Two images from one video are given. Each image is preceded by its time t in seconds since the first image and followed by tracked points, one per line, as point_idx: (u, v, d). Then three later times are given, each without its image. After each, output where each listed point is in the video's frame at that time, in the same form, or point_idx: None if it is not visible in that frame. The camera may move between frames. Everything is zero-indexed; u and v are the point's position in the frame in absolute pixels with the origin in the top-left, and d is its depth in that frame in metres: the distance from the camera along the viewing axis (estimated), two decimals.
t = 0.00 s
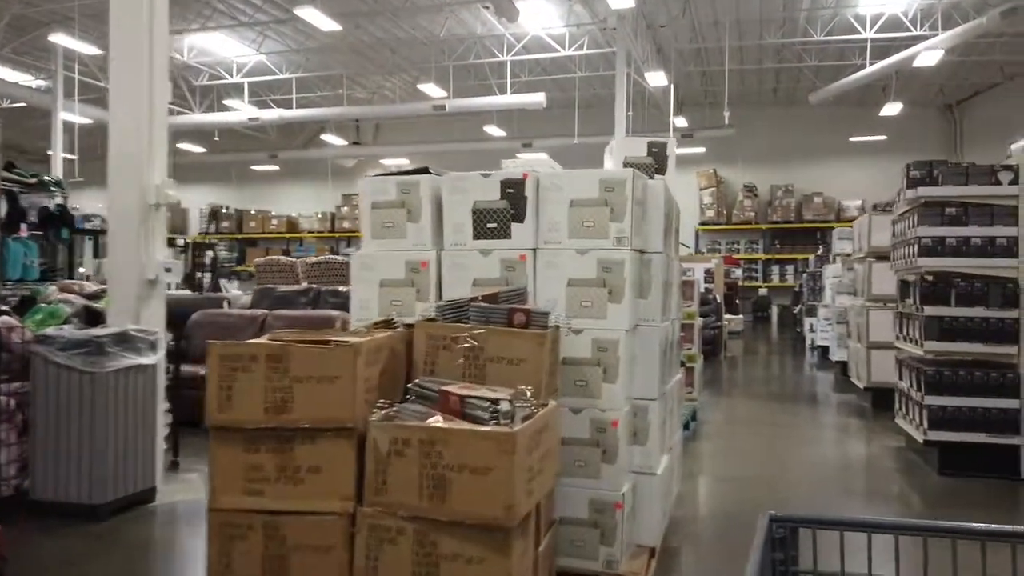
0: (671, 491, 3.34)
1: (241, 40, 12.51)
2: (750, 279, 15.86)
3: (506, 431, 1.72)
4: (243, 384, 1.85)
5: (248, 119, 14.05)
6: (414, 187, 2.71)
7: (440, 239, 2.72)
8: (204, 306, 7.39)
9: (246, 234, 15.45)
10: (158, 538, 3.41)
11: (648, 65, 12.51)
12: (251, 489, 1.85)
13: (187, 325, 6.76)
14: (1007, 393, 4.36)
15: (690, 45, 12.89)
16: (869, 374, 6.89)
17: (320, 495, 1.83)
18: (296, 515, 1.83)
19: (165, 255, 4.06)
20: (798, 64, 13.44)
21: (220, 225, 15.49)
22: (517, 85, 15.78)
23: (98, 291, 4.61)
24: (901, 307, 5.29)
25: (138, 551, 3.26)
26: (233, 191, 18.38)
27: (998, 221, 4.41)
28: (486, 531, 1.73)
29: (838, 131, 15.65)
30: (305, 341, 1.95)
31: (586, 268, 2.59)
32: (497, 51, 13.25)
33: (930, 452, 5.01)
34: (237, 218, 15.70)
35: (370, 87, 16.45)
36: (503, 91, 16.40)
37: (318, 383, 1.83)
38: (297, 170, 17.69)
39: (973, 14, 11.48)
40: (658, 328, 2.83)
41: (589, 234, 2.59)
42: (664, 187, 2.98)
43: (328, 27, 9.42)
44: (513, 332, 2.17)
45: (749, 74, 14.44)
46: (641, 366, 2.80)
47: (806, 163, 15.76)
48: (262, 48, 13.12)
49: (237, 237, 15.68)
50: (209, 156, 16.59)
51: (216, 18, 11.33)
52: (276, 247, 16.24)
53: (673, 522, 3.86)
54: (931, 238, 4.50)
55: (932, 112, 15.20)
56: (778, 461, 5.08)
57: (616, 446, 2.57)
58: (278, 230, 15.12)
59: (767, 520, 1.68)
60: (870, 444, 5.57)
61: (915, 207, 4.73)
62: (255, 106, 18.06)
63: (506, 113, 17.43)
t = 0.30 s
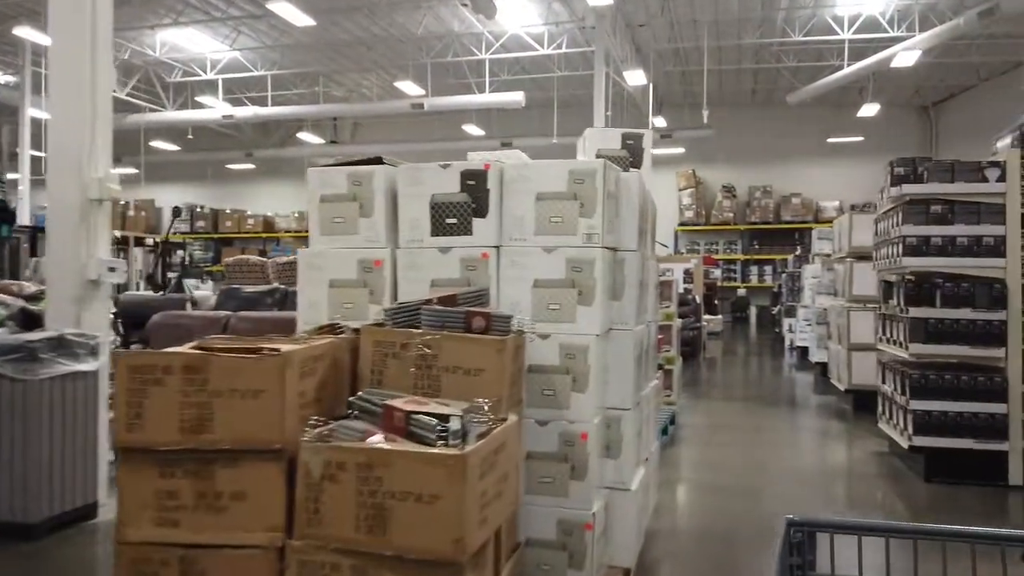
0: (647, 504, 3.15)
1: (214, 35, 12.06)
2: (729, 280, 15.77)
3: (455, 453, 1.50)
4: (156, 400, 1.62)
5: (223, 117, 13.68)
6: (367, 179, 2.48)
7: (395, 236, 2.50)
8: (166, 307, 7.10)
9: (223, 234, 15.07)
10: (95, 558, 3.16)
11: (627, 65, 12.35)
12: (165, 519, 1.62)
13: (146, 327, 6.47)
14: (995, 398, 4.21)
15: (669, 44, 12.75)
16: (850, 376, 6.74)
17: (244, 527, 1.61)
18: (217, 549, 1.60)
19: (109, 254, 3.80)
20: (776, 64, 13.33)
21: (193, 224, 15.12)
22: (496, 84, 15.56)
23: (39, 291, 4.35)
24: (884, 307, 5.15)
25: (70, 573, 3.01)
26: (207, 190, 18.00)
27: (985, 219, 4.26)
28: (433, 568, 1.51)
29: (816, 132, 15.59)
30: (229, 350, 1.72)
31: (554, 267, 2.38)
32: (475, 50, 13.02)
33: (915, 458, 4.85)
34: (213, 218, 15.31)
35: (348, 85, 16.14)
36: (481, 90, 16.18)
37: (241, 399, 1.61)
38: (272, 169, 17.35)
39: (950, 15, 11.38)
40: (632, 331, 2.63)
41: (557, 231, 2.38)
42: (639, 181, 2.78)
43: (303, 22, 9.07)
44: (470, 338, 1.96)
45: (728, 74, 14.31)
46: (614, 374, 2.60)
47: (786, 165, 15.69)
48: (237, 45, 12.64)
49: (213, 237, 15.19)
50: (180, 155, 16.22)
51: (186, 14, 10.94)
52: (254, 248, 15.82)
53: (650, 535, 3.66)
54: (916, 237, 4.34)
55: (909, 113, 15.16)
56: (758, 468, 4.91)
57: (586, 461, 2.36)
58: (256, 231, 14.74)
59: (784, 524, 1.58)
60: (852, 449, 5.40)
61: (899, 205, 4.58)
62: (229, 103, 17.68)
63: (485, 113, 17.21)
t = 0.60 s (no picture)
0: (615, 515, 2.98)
1: (186, 31, 11.61)
2: (704, 280, 15.72)
3: (388, 475, 1.33)
4: (48, 414, 1.43)
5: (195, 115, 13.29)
6: (311, 169, 2.28)
7: (342, 231, 2.31)
8: (124, 308, 6.80)
9: (196, 234, 14.40)
10: None
11: (603, 66, 12.21)
12: (57, 550, 1.42)
13: (101, 329, 6.18)
14: (974, 400, 4.10)
15: (645, 45, 12.64)
16: (824, 378, 6.64)
17: (149, 559, 1.41)
18: None
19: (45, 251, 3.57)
20: (752, 66, 13.26)
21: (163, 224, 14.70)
22: (471, 84, 15.35)
23: None
24: (859, 308, 5.04)
25: None
26: (176, 189, 17.58)
27: (963, 216, 4.16)
28: None
29: (790, 133, 15.59)
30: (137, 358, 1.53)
31: (513, 264, 2.20)
32: (451, 48, 12.80)
33: (890, 463, 4.73)
34: (186, 217, 14.62)
35: (323, 83, 15.80)
36: (456, 89, 15.98)
37: (144, 413, 1.42)
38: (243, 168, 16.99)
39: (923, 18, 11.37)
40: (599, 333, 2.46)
41: (516, 225, 2.19)
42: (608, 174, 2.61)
43: (273, 17, 8.75)
44: (415, 343, 1.77)
45: (703, 75, 14.23)
46: (580, 379, 2.42)
47: (761, 167, 15.67)
48: (208, 41, 12.30)
49: (186, 237, 14.45)
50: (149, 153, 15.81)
51: (154, 10, 10.57)
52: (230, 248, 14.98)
53: (619, 547, 3.49)
54: (894, 236, 4.21)
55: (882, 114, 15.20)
56: (734, 474, 4.76)
57: (548, 473, 2.18)
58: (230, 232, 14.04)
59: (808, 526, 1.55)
60: (827, 453, 5.29)
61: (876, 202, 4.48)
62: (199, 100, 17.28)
63: (460, 112, 17.01)
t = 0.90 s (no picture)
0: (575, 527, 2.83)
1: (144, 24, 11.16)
2: (671, 281, 15.72)
3: (297, 504, 1.15)
4: None
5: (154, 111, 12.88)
6: (239, 158, 2.09)
7: (274, 226, 2.12)
8: (68, 309, 6.49)
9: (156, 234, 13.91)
10: None
11: (570, 66, 12.10)
12: None
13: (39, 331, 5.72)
14: (943, 403, 4.03)
15: (612, 45, 12.56)
16: (790, 380, 6.57)
17: None
18: None
19: None
20: (718, 67, 13.26)
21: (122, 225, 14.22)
22: (438, 82, 15.14)
23: None
24: (825, 308, 4.96)
25: None
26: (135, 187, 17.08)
27: (929, 216, 4.08)
28: None
29: (755, 135, 15.65)
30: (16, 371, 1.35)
31: (460, 263, 2.03)
32: (417, 46, 12.58)
33: (856, 466, 4.65)
34: (146, 216, 14.16)
35: (286, 81, 15.45)
36: (422, 87, 15.75)
37: (17, 434, 1.24)
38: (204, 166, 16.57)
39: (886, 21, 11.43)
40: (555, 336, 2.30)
41: (464, 221, 2.02)
42: (565, 168, 2.46)
43: (231, 11, 8.46)
44: (344, 349, 1.60)
45: (670, 76, 14.20)
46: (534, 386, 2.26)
47: (726, 168, 15.72)
48: (167, 36, 11.91)
49: (146, 236, 13.94)
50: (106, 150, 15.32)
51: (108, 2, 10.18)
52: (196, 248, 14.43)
53: (578, 558, 3.35)
54: (860, 235, 4.13)
55: (844, 117, 15.32)
56: (699, 479, 4.65)
57: (497, 489, 2.01)
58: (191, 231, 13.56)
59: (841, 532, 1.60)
60: (792, 456, 5.20)
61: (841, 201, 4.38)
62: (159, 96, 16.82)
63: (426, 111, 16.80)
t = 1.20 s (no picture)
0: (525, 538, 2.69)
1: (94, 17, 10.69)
2: (633, 282, 15.75)
3: (180, 536, 0.99)
4: None
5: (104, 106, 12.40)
6: (154, 146, 1.91)
7: (193, 220, 1.95)
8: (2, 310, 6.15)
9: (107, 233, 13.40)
10: None
11: (532, 65, 11.99)
12: None
13: None
14: (901, 405, 3.99)
15: (574, 45, 12.48)
16: (748, 380, 6.52)
17: None
18: None
19: None
20: (679, 69, 13.26)
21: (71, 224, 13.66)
22: (399, 80, 14.90)
23: None
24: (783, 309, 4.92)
25: None
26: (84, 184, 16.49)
27: (886, 216, 4.05)
28: None
29: (715, 138, 15.71)
30: None
31: (397, 261, 1.87)
32: (377, 44, 12.33)
33: (814, 469, 4.60)
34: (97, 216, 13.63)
35: (242, 77, 15.05)
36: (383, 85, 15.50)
37: None
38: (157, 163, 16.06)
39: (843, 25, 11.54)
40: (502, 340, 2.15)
41: (400, 216, 1.87)
42: (513, 162, 2.32)
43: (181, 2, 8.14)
44: (259, 357, 1.44)
45: (632, 77, 14.17)
46: (478, 392, 2.12)
47: (686, 168, 15.78)
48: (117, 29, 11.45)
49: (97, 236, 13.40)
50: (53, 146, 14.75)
51: None
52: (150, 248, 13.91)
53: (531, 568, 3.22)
54: (817, 235, 4.08)
55: (802, 120, 15.49)
56: (657, 483, 4.55)
57: (437, 505, 1.87)
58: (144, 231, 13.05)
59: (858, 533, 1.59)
60: (751, 458, 5.14)
61: (800, 200, 4.33)
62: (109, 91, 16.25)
63: (387, 109, 16.54)
